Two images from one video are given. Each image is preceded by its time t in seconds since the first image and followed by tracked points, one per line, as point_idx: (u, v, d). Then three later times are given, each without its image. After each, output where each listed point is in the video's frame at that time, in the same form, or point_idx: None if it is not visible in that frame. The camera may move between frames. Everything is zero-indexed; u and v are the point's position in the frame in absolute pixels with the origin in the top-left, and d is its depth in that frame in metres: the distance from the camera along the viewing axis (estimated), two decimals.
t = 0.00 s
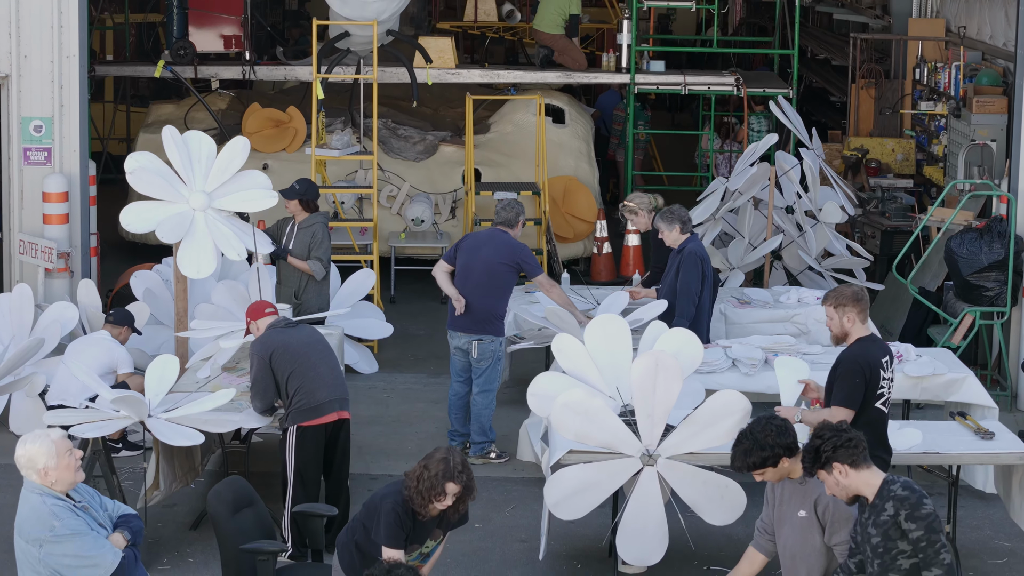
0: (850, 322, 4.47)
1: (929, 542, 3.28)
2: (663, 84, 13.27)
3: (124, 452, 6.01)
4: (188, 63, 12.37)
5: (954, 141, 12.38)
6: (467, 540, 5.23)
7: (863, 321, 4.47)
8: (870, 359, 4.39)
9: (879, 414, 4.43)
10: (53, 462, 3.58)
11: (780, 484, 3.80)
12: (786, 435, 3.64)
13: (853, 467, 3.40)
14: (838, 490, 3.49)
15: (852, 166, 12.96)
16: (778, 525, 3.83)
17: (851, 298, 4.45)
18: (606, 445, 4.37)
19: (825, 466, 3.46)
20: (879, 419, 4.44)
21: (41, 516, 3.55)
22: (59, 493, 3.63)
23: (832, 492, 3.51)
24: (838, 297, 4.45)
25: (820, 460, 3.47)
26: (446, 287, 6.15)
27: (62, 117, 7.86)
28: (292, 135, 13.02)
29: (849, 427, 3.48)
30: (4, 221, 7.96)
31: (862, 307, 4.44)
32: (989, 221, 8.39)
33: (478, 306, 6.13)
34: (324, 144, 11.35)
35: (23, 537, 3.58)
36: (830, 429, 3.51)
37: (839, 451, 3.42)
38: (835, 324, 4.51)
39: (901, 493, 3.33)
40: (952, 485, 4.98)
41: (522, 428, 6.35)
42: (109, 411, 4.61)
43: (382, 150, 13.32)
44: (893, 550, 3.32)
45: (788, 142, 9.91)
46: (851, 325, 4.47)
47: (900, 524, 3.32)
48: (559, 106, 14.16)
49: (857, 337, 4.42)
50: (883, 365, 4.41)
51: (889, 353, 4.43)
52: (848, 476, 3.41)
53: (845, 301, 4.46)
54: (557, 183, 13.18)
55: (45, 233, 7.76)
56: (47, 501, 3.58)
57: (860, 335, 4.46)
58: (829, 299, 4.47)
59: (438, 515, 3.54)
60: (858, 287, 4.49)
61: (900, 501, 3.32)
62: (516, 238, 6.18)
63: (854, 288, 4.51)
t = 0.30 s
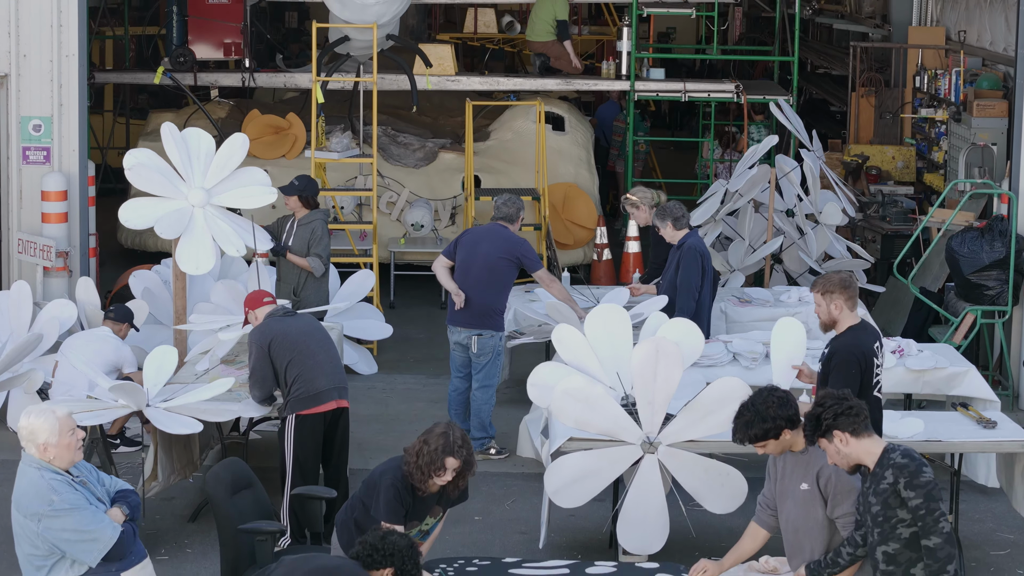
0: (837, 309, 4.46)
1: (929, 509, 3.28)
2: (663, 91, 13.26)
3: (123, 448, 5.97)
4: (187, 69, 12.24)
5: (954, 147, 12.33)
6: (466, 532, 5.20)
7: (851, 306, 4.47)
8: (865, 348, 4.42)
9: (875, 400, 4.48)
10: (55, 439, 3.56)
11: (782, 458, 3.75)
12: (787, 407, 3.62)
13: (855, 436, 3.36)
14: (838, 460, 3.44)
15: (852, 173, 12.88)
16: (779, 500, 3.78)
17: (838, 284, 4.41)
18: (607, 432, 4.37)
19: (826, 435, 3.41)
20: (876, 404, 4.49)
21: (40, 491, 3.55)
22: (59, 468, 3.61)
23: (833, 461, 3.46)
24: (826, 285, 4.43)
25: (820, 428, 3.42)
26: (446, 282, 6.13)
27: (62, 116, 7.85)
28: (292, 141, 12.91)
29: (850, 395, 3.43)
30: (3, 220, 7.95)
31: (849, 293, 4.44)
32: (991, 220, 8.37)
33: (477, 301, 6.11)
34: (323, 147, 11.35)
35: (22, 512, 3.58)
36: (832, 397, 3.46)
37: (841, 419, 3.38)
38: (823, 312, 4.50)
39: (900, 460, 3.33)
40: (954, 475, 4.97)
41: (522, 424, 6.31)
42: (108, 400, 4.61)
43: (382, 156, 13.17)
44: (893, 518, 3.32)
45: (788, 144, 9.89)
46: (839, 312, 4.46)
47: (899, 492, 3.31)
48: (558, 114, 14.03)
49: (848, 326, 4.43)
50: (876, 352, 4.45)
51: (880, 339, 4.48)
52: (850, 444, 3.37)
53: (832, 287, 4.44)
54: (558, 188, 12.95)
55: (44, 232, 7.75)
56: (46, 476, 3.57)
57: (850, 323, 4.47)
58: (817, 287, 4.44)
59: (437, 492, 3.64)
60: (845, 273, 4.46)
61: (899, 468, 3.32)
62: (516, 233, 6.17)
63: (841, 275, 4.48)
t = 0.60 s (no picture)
0: (815, 296, 4.63)
1: (931, 478, 3.25)
2: (663, 98, 13.25)
3: (123, 444, 5.91)
4: (187, 78, 12.04)
5: (955, 152, 12.32)
6: (468, 525, 5.19)
7: (830, 293, 4.63)
8: (845, 334, 4.60)
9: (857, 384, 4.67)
10: (54, 414, 3.57)
11: (786, 432, 3.73)
12: (790, 378, 3.60)
13: (859, 404, 3.34)
14: (843, 429, 3.43)
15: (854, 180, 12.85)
16: (784, 475, 3.75)
17: (818, 271, 4.57)
18: (609, 421, 4.37)
19: (831, 403, 3.40)
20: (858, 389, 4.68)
21: (37, 464, 3.54)
22: (58, 443, 3.62)
23: (837, 431, 3.46)
24: (805, 273, 4.57)
25: (826, 396, 3.41)
26: (446, 277, 6.10)
27: (62, 116, 7.85)
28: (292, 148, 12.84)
29: (856, 363, 3.41)
30: (3, 220, 7.95)
31: (828, 281, 4.59)
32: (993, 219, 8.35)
33: (478, 296, 6.09)
34: (323, 151, 11.34)
35: (18, 484, 3.58)
36: (837, 365, 3.44)
37: (845, 387, 3.36)
38: (802, 299, 4.66)
39: (904, 429, 3.30)
40: (957, 467, 4.95)
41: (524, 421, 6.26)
42: (109, 391, 4.62)
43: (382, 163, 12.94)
44: (896, 488, 3.30)
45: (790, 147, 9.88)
46: (818, 299, 4.63)
47: (901, 461, 3.29)
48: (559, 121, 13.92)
49: (827, 314, 4.60)
50: (856, 338, 4.62)
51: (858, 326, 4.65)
52: (853, 413, 3.36)
53: (811, 274, 4.60)
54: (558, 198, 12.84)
55: (43, 231, 7.74)
56: (45, 449, 3.57)
57: (829, 309, 4.65)
58: (796, 274, 4.61)
59: (438, 469, 3.64)
60: (822, 262, 4.62)
61: (903, 436, 3.30)
62: (517, 228, 6.14)
63: (819, 263, 4.65)
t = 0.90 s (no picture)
0: (787, 274, 4.63)
1: (934, 446, 3.23)
2: (663, 105, 13.23)
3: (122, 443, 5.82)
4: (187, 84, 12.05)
5: (957, 157, 12.30)
6: (467, 518, 5.17)
7: (803, 273, 4.63)
8: (814, 313, 4.59)
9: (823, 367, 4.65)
10: (52, 387, 3.63)
11: (789, 405, 3.71)
12: (795, 349, 3.56)
13: (864, 372, 3.33)
14: (848, 399, 3.41)
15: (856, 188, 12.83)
16: (787, 449, 3.74)
17: (791, 250, 4.57)
18: (611, 408, 4.41)
19: (835, 371, 3.39)
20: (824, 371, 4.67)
21: (36, 436, 3.59)
22: (57, 417, 3.67)
23: (842, 401, 3.43)
24: (779, 250, 4.57)
25: (830, 364, 3.40)
26: (448, 272, 6.09)
27: (62, 116, 7.85)
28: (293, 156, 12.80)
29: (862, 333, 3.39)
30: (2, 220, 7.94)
31: (801, 261, 4.59)
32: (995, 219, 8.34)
33: (478, 291, 6.08)
34: (324, 155, 11.34)
35: (17, 458, 3.62)
36: (843, 334, 3.44)
37: (850, 354, 3.35)
38: (774, 278, 4.66)
39: (907, 396, 3.29)
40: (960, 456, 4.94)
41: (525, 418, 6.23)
42: (107, 379, 4.61)
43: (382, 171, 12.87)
44: (899, 456, 3.29)
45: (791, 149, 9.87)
46: (789, 278, 4.63)
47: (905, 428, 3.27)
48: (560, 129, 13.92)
49: (797, 292, 4.61)
50: (825, 319, 4.61)
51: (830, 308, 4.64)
52: (859, 381, 3.34)
53: (785, 253, 4.59)
54: (559, 205, 12.77)
55: (42, 230, 7.72)
56: (43, 421, 3.61)
57: (800, 290, 4.66)
58: (770, 253, 4.60)
59: (440, 445, 3.69)
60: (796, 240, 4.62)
61: (906, 404, 3.28)
62: (519, 224, 6.13)
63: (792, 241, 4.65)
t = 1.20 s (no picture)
0: (761, 256, 4.66)
1: (937, 412, 3.20)
2: (664, 113, 13.19)
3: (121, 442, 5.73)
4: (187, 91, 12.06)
5: (959, 163, 12.23)
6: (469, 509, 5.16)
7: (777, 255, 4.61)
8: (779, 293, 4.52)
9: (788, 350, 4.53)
10: (49, 359, 3.62)
11: (794, 377, 3.70)
12: (799, 320, 3.56)
13: (869, 340, 3.32)
14: (853, 367, 3.41)
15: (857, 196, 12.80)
16: (791, 422, 3.72)
17: (762, 230, 4.60)
18: (612, 394, 4.46)
19: (840, 340, 3.38)
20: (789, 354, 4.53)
21: (32, 407, 3.57)
22: (53, 390, 3.66)
23: (848, 369, 3.43)
24: (750, 231, 4.63)
25: (834, 334, 3.39)
26: (448, 267, 6.07)
27: (62, 116, 7.85)
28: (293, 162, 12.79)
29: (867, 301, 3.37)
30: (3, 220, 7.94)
31: (772, 242, 4.60)
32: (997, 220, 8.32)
33: (480, 286, 6.06)
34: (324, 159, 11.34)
35: (14, 429, 3.62)
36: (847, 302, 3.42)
37: (855, 323, 3.33)
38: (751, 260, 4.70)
39: (910, 362, 3.27)
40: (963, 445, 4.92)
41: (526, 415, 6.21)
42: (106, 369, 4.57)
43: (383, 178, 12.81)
44: (903, 423, 3.27)
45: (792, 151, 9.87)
46: (764, 260, 4.64)
47: (908, 395, 3.25)
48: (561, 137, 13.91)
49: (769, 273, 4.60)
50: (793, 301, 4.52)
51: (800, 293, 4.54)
52: (863, 349, 3.34)
53: (758, 236, 4.64)
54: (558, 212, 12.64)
55: (43, 230, 7.72)
56: (40, 392, 3.60)
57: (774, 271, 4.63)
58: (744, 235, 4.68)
59: (441, 422, 3.71)
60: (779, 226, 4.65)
61: (909, 369, 3.25)
62: (519, 219, 6.12)
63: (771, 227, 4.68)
